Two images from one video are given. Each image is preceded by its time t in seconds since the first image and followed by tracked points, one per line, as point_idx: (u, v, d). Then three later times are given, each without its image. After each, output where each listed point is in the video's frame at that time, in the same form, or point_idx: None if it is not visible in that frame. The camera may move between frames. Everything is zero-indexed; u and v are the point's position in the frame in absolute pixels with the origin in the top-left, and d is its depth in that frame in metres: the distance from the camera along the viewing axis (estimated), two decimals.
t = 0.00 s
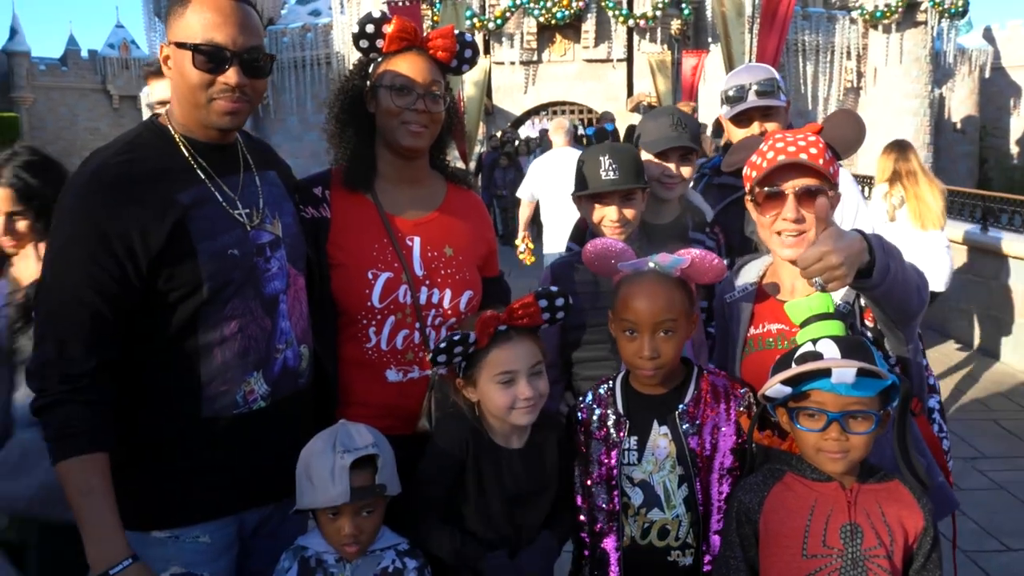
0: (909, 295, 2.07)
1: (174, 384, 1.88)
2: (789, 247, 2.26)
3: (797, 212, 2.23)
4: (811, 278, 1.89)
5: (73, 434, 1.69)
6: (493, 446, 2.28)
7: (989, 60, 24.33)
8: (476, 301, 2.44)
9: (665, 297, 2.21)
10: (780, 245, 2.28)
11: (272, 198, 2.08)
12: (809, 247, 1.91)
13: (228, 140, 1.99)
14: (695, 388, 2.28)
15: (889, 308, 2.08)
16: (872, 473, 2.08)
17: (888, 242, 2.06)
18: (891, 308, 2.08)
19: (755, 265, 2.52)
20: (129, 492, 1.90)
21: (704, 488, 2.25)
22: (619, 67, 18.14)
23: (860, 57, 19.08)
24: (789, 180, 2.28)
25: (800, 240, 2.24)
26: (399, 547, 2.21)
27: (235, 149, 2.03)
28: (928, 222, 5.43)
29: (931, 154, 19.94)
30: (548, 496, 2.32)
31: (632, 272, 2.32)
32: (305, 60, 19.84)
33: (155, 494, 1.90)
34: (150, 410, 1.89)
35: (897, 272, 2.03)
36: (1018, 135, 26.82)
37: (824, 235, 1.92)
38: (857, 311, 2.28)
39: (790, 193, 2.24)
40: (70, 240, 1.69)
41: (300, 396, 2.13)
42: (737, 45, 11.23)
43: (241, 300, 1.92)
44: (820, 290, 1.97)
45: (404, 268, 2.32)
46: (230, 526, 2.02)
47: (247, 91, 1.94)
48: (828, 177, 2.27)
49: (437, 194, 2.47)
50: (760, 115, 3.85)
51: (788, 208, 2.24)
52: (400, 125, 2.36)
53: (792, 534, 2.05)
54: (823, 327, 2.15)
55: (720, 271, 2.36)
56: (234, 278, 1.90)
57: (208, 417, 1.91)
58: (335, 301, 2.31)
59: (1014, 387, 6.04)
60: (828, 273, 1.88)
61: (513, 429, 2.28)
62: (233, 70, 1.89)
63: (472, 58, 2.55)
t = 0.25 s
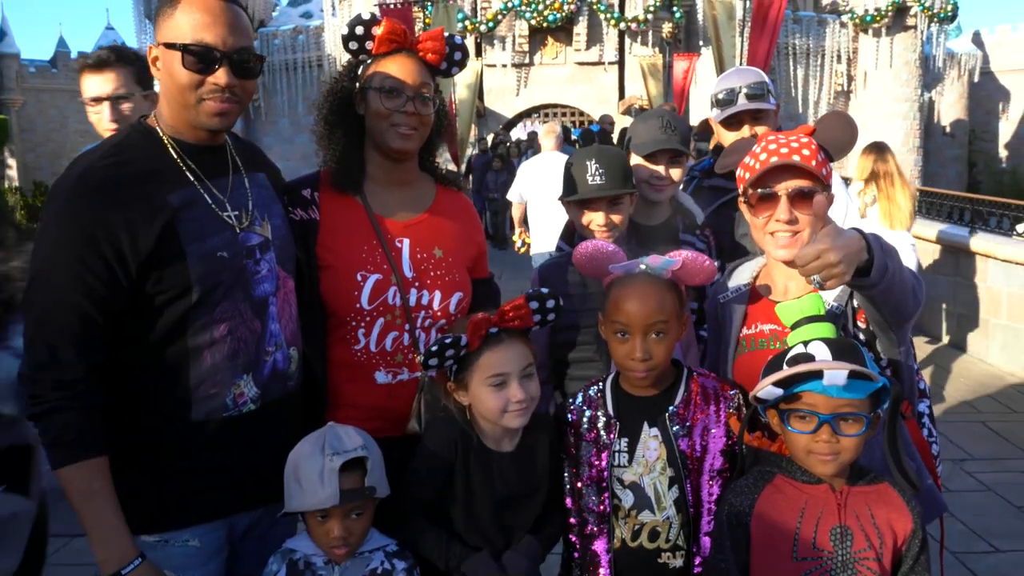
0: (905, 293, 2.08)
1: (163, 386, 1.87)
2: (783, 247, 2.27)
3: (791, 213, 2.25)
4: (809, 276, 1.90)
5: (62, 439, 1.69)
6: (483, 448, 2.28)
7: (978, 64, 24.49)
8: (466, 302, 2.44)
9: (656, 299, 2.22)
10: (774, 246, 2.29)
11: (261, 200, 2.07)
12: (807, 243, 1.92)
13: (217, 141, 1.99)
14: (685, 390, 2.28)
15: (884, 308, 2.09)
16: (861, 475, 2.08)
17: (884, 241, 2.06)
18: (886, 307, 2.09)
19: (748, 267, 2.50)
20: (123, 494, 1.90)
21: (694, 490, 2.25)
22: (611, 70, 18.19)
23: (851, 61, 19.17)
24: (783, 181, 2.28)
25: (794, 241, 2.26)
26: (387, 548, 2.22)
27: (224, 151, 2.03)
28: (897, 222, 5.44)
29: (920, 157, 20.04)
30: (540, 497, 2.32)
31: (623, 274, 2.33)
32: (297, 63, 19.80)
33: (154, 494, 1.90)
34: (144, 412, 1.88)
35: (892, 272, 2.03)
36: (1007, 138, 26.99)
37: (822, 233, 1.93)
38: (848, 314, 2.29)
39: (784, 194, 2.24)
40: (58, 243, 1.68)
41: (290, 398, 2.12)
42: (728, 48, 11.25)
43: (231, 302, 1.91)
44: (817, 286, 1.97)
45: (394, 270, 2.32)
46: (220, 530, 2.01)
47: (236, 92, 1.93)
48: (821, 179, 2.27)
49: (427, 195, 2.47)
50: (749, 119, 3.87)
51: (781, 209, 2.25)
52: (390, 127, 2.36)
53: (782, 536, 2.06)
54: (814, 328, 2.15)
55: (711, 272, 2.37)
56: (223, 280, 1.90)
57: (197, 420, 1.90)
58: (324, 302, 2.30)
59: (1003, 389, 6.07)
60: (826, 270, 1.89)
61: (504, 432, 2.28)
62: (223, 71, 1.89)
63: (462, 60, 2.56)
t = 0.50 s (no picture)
0: (903, 292, 2.09)
1: (158, 387, 1.87)
2: (779, 246, 2.27)
3: (788, 212, 2.25)
4: (808, 273, 1.90)
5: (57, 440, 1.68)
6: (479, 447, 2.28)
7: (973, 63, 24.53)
8: (462, 302, 2.44)
9: (653, 298, 2.22)
10: (771, 244, 2.28)
11: (256, 200, 2.07)
12: (805, 241, 1.92)
13: (211, 141, 1.98)
14: (682, 389, 2.28)
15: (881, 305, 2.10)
16: (858, 475, 2.08)
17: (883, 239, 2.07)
18: (884, 304, 2.09)
19: (745, 266, 2.51)
20: (119, 495, 1.89)
21: (691, 489, 2.25)
22: (607, 70, 18.20)
23: (846, 60, 19.19)
24: (781, 180, 2.28)
25: (790, 240, 2.26)
26: (381, 547, 2.21)
27: (218, 151, 2.02)
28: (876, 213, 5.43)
29: (916, 156, 20.08)
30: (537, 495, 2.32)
31: (620, 273, 2.32)
32: (293, 63, 19.77)
33: (154, 494, 1.89)
34: (141, 412, 1.87)
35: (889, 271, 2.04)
36: (1002, 137, 27.03)
37: (820, 230, 1.94)
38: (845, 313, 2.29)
39: (782, 193, 2.25)
40: (52, 243, 1.68)
41: (286, 398, 2.11)
42: (723, 48, 11.27)
43: (226, 302, 1.90)
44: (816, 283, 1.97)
45: (390, 269, 2.31)
46: (215, 531, 2.00)
47: (230, 91, 1.93)
48: (818, 178, 2.27)
49: (422, 194, 2.47)
50: (744, 118, 3.87)
51: (778, 208, 2.25)
52: (385, 126, 2.35)
53: (780, 535, 2.06)
54: (817, 327, 2.15)
55: (708, 271, 2.37)
56: (218, 280, 1.89)
57: (193, 420, 1.90)
58: (320, 302, 2.29)
59: (998, 387, 6.08)
60: (824, 267, 1.88)
61: (499, 430, 2.26)
62: (216, 70, 1.88)
63: (457, 59, 2.55)
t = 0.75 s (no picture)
0: (902, 287, 2.09)
1: (153, 379, 1.86)
2: (776, 238, 2.27)
3: (785, 204, 2.24)
4: (806, 267, 1.89)
5: (52, 433, 1.68)
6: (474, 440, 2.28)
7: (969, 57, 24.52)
8: (459, 294, 2.43)
9: (650, 290, 2.21)
10: (767, 237, 2.29)
11: (250, 193, 2.06)
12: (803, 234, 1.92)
13: (206, 133, 1.97)
14: (682, 380, 2.28)
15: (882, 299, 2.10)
16: (856, 465, 2.08)
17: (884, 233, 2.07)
18: (885, 298, 2.10)
19: (744, 257, 2.51)
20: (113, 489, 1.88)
21: (690, 479, 2.25)
22: (603, 63, 18.16)
23: (843, 53, 19.15)
24: (777, 172, 2.27)
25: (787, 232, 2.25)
26: (375, 539, 2.22)
27: (213, 143, 2.01)
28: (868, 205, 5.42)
29: (912, 150, 20.09)
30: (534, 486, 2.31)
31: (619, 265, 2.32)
32: (288, 57, 19.69)
33: (149, 488, 1.89)
34: (136, 405, 1.87)
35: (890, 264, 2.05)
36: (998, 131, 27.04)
37: (818, 223, 1.93)
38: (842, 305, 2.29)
39: (778, 185, 2.24)
40: (45, 235, 1.67)
41: (281, 391, 2.11)
42: (720, 41, 11.25)
43: (221, 295, 1.90)
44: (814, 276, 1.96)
45: (386, 261, 2.31)
46: (211, 523, 2.00)
47: (224, 83, 1.92)
48: (814, 170, 2.27)
49: (418, 186, 2.46)
50: (740, 110, 3.86)
51: (775, 200, 2.25)
52: (381, 118, 2.35)
53: (777, 526, 2.06)
54: (815, 318, 2.12)
55: (707, 262, 2.40)
56: (213, 272, 1.88)
57: (188, 412, 1.89)
58: (315, 294, 2.29)
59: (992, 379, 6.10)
60: (823, 261, 1.88)
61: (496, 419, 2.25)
62: (210, 61, 1.87)
63: (453, 51, 2.54)
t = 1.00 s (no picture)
0: (896, 274, 2.09)
1: (143, 370, 1.85)
2: (771, 228, 2.26)
3: (778, 193, 2.24)
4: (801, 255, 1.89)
5: (42, 424, 1.66)
6: (465, 430, 2.27)
7: (962, 46, 24.53)
8: (451, 284, 2.42)
9: (644, 279, 2.21)
10: (762, 227, 2.28)
11: (241, 181, 2.05)
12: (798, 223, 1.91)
13: (195, 120, 1.95)
14: (676, 369, 2.28)
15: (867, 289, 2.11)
16: (847, 454, 2.09)
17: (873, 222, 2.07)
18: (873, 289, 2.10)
19: (737, 247, 2.49)
20: (104, 481, 1.87)
21: (683, 469, 2.25)
22: (597, 53, 18.11)
23: (836, 43, 19.13)
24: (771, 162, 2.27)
25: (781, 222, 2.25)
26: (367, 531, 2.19)
27: (203, 131, 1.99)
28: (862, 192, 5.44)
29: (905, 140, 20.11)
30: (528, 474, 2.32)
31: (615, 254, 2.32)
32: (281, 46, 19.56)
33: (145, 483, 1.88)
34: (127, 396, 1.85)
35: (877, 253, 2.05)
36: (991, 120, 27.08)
37: (813, 212, 1.92)
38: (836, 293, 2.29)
39: (772, 175, 2.24)
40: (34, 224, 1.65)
41: (272, 382, 2.10)
42: (715, 30, 11.23)
43: (212, 285, 1.89)
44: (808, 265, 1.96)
45: (378, 251, 2.29)
46: (202, 515, 1.99)
47: (214, 70, 1.90)
48: (808, 159, 2.26)
49: (410, 175, 2.45)
50: (733, 99, 3.85)
51: (769, 189, 2.24)
52: (373, 106, 2.33)
53: (769, 515, 2.06)
54: (808, 306, 2.10)
55: (703, 251, 2.38)
56: (204, 262, 1.87)
57: (180, 403, 1.88)
58: (307, 284, 2.28)
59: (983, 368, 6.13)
60: (817, 250, 1.87)
61: (491, 406, 2.26)
62: (200, 48, 1.85)
63: (445, 39, 2.52)
